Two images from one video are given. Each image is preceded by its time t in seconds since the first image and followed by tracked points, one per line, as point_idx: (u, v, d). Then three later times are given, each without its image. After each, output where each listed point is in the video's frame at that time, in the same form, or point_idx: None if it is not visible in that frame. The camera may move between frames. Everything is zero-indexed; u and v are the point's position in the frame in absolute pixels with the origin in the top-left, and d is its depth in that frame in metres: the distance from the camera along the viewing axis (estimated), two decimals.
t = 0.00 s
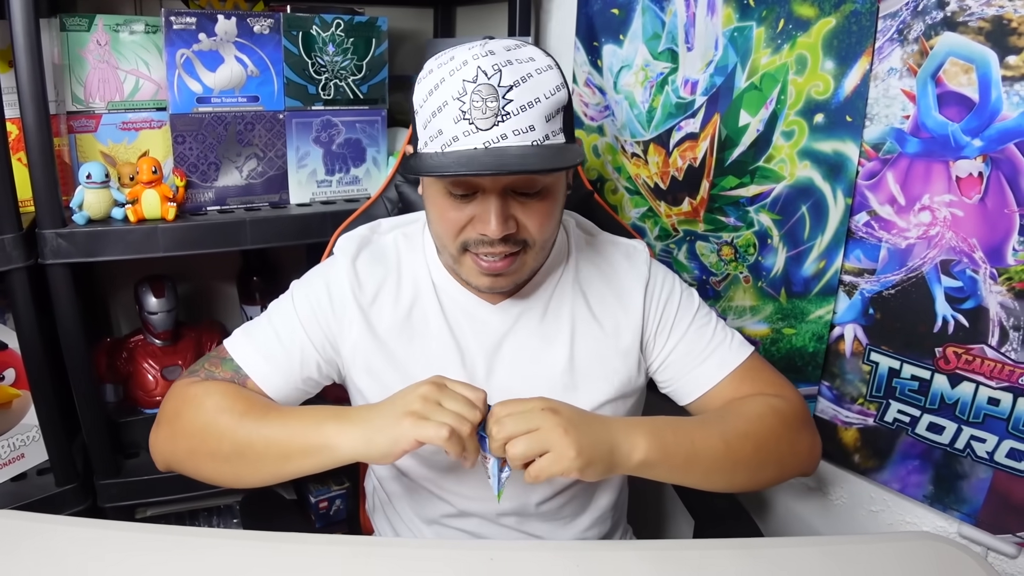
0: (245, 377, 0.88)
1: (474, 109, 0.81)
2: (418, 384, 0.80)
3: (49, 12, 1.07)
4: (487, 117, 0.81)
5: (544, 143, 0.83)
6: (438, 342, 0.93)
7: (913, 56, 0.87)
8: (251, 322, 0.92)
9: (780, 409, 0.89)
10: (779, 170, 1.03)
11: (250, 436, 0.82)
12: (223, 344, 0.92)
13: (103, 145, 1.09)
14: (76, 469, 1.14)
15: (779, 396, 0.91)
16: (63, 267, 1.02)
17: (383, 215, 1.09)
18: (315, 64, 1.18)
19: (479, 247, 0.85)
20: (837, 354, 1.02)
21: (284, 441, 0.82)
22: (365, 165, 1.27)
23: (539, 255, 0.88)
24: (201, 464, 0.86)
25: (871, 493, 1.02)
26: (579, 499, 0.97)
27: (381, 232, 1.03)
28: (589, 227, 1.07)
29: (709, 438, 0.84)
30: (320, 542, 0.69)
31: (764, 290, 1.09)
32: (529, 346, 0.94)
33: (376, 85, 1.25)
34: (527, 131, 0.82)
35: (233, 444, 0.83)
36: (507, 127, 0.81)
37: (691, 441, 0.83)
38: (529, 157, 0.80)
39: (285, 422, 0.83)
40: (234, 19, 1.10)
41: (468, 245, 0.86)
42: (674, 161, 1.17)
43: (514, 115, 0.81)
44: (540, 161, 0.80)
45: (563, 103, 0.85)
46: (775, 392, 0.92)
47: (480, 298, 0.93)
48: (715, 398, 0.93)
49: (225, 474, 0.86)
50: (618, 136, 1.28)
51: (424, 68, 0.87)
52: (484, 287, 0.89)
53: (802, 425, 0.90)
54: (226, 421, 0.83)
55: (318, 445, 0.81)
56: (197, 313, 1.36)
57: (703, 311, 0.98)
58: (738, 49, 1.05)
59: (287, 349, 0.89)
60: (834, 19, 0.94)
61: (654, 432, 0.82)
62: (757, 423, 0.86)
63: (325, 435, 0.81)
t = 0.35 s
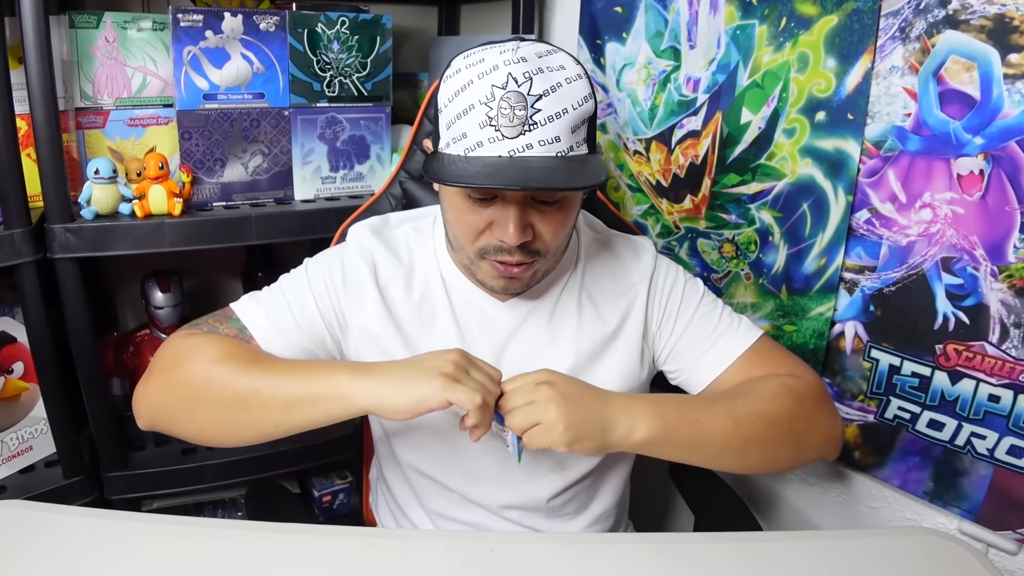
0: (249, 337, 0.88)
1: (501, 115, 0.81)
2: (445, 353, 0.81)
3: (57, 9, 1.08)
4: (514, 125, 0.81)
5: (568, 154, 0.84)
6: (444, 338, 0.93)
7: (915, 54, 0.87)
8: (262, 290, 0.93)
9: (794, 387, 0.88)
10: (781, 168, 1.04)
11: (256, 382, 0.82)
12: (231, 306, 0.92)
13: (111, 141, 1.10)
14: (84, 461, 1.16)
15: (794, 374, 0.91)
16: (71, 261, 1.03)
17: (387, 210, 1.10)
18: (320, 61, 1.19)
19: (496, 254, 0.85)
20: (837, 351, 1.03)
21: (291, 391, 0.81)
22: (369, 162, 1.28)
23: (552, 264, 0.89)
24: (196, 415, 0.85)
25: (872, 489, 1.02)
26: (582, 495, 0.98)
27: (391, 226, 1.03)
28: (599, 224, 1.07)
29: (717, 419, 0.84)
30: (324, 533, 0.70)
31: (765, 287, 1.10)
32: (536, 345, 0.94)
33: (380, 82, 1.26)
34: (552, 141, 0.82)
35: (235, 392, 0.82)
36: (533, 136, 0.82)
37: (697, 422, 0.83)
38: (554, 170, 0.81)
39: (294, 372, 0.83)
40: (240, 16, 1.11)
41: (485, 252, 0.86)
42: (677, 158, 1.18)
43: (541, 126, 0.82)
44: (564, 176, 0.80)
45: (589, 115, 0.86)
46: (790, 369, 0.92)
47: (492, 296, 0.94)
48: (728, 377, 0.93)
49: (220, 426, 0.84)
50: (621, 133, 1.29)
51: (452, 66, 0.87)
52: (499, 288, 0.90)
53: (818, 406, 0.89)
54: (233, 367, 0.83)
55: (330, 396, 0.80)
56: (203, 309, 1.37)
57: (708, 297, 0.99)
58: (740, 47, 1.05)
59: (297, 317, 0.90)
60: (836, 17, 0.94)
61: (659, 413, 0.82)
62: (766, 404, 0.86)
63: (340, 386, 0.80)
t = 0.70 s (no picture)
0: (265, 344, 0.88)
1: (510, 109, 0.82)
2: (469, 343, 0.81)
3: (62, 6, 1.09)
4: (523, 119, 0.82)
5: (577, 149, 0.84)
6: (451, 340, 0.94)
7: (915, 53, 0.88)
8: (274, 295, 0.92)
9: (794, 399, 0.88)
10: (782, 166, 1.04)
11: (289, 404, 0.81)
12: (243, 314, 0.91)
13: (114, 137, 1.11)
14: (86, 456, 1.16)
15: (796, 386, 0.91)
16: (75, 257, 1.04)
17: (390, 208, 1.10)
18: (323, 59, 1.19)
19: (504, 251, 0.86)
20: (837, 349, 1.03)
21: (327, 411, 0.81)
22: (371, 159, 1.29)
23: (558, 262, 0.90)
24: (224, 435, 0.84)
25: (871, 486, 1.03)
26: (584, 494, 0.98)
27: (399, 226, 1.03)
28: (605, 227, 1.08)
29: (712, 425, 0.84)
30: (326, 526, 0.71)
31: (765, 285, 1.10)
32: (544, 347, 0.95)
33: (382, 80, 1.27)
34: (561, 136, 0.83)
35: (267, 414, 0.81)
36: (541, 130, 0.82)
37: (691, 427, 0.83)
38: (561, 164, 0.81)
39: (327, 391, 0.82)
40: (244, 14, 1.11)
41: (493, 248, 0.87)
42: (678, 157, 1.19)
43: (549, 119, 0.82)
44: (573, 169, 0.81)
45: (598, 110, 0.86)
46: (799, 381, 0.92)
47: (497, 296, 0.95)
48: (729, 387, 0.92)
49: (248, 446, 0.83)
50: (622, 132, 1.29)
51: (462, 61, 0.88)
52: (505, 285, 0.91)
53: (825, 419, 0.90)
54: (262, 388, 0.82)
55: (369, 418, 0.81)
56: (205, 305, 1.38)
57: (714, 305, 0.99)
58: (742, 46, 1.06)
59: (309, 321, 0.89)
60: (837, 16, 0.95)
61: (655, 417, 0.82)
62: (762, 415, 0.86)
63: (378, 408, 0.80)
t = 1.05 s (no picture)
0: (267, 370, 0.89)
1: (507, 97, 0.82)
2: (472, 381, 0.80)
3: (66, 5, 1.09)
4: (519, 107, 0.82)
5: (574, 135, 0.84)
6: (455, 346, 0.94)
7: (917, 56, 0.88)
8: (275, 317, 0.93)
9: (791, 421, 0.88)
10: (783, 168, 1.04)
11: (293, 438, 0.82)
12: (247, 341, 0.92)
13: (118, 136, 1.11)
14: (88, 454, 1.16)
15: (791, 407, 0.91)
16: (78, 256, 1.04)
17: (393, 208, 1.10)
18: (326, 59, 1.20)
19: (504, 239, 0.86)
20: (838, 350, 1.03)
21: (330, 442, 0.82)
22: (374, 159, 1.29)
23: (562, 252, 0.89)
24: (240, 472, 0.85)
25: (871, 488, 1.03)
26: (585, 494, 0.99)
27: (401, 229, 1.03)
28: (607, 227, 1.08)
29: (709, 453, 0.84)
30: (327, 524, 0.71)
31: (766, 286, 1.11)
32: (549, 347, 0.96)
33: (385, 80, 1.27)
34: (557, 122, 0.83)
35: (275, 447, 0.83)
36: (538, 117, 0.82)
37: (687, 456, 0.83)
38: (558, 148, 0.81)
39: (328, 423, 0.82)
40: (248, 13, 1.12)
41: (492, 237, 0.87)
42: (679, 158, 1.19)
43: (545, 106, 0.83)
44: (570, 152, 0.81)
45: (594, 97, 0.87)
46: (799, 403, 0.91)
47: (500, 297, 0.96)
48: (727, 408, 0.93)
49: (265, 481, 0.85)
50: (624, 133, 1.29)
51: (458, 56, 0.88)
52: (509, 278, 0.89)
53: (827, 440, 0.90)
54: (265, 422, 0.83)
55: (375, 449, 0.81)
56: (208, 304, 1.38)
57: (716, 318, 0.98)
58: (744, 48, 1.06)
59: (310, 345, 0.90)
60: (839, 18, 0.95)
61: (649, 449, 0.82)
62: (761, 438, 0.86)
63: (382, 441, 0.81)
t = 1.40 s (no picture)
0: (261, 377, 0.89)
1: (494, 116, 0.82)
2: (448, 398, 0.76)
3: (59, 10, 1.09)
4: (507, 124, 0.82)
5: (561, 148, 0.85)
6: (447, 345, 0.94)
7: (909, 55, 0.88)
8: (267, 326, 0.93)
9: (785, 417, 0.88)
10: (777, 168, 1.05)
11: (273, 442, 0.82)
12: (240, 351, 0.92)
13: (112, 141, 1.11)
14: (84, 460, 1.16)
15: (783, 402, 0.91)
16: (73, 261, 1.04)
17: (387, 210, 1.10)
18: (320, 62, 1.20)
19: (496, 248, 0.86)
20: (833, 349, 1.04)
21: (309, 447, 0.81)
22: (368, 162, 1.29)
23: (552, 252, 0.90)
24: (225, 477, 0.85)
25: (868, 486, 1.03)
26: (581, 494, 0.99)
27: (391, 230, 1.03)
28: (596, 223, 1.08)
29: (719, 452, 0.84)
30: (325, 527, 0.71)
31: (761, 286, 1.11)
32: (538, 344, 0.95)
33: (379, 83, 1.27)
34: (545, 137, 0.84)
35: (255, 452, 0.82)
36: (526, 134, 0.83)
37: (699, 455, 0.82)
38: (548, 167, 0.82)
39: (308, 427, 0.82)
40: (241, 17, 1.12)
41: (484, 245, 0.87)
42: (673, 159, 1.19)
43: (533, 123, 0.83)
44: (558, 171, 0.81)
45: (579, 107, 0.87)
46: (788, 399, 0.91)
47: (490, 294, 0.95)
48: (724, 406, 0.92)
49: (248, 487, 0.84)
50: (618, 134, 1.29)
51: (442, 69, 0.87)
52: (501, 280, 0.91)
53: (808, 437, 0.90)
54: (248, 426, 0.83)
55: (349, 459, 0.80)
56: (203, 309, 1.38)
57: (706, 318, 0.98)
58: (737, 49, 1.06)
59: (303, 351, 0.90)
60: (832, 18, 0.95)
61: (667, 453, 0.80)
62: (766, 436, 0.86)
63: (354, 454, 0.79)
